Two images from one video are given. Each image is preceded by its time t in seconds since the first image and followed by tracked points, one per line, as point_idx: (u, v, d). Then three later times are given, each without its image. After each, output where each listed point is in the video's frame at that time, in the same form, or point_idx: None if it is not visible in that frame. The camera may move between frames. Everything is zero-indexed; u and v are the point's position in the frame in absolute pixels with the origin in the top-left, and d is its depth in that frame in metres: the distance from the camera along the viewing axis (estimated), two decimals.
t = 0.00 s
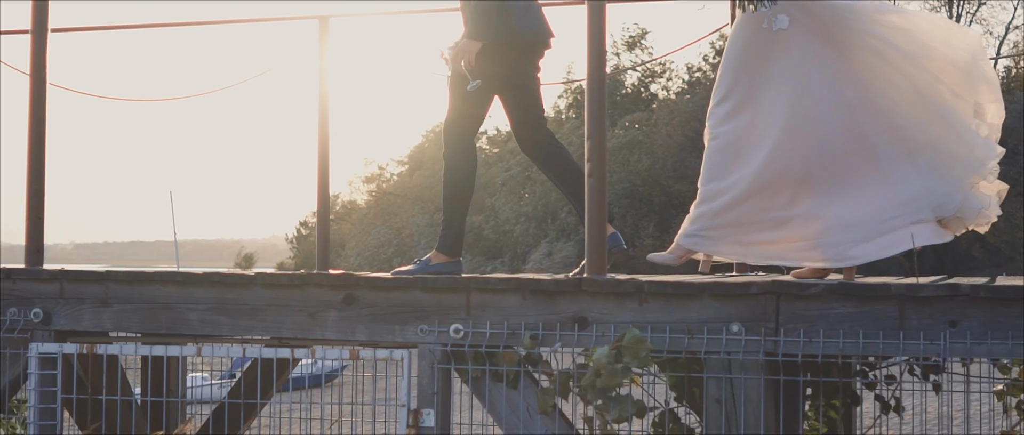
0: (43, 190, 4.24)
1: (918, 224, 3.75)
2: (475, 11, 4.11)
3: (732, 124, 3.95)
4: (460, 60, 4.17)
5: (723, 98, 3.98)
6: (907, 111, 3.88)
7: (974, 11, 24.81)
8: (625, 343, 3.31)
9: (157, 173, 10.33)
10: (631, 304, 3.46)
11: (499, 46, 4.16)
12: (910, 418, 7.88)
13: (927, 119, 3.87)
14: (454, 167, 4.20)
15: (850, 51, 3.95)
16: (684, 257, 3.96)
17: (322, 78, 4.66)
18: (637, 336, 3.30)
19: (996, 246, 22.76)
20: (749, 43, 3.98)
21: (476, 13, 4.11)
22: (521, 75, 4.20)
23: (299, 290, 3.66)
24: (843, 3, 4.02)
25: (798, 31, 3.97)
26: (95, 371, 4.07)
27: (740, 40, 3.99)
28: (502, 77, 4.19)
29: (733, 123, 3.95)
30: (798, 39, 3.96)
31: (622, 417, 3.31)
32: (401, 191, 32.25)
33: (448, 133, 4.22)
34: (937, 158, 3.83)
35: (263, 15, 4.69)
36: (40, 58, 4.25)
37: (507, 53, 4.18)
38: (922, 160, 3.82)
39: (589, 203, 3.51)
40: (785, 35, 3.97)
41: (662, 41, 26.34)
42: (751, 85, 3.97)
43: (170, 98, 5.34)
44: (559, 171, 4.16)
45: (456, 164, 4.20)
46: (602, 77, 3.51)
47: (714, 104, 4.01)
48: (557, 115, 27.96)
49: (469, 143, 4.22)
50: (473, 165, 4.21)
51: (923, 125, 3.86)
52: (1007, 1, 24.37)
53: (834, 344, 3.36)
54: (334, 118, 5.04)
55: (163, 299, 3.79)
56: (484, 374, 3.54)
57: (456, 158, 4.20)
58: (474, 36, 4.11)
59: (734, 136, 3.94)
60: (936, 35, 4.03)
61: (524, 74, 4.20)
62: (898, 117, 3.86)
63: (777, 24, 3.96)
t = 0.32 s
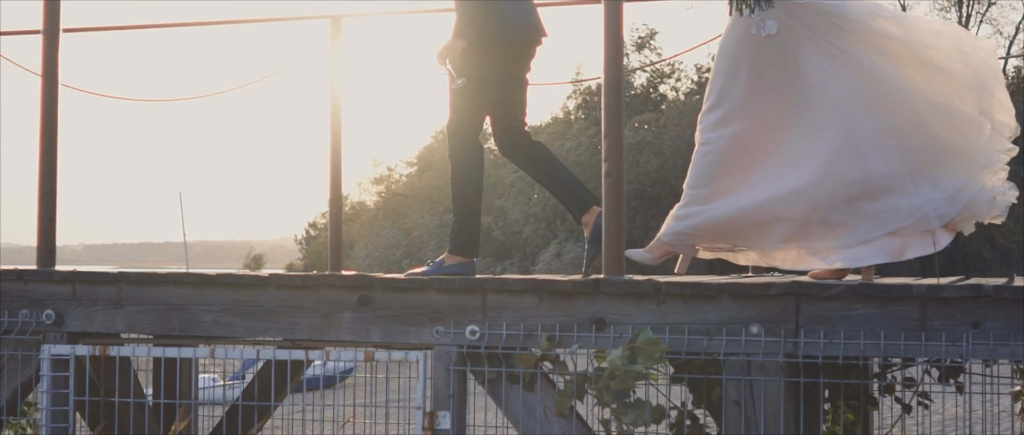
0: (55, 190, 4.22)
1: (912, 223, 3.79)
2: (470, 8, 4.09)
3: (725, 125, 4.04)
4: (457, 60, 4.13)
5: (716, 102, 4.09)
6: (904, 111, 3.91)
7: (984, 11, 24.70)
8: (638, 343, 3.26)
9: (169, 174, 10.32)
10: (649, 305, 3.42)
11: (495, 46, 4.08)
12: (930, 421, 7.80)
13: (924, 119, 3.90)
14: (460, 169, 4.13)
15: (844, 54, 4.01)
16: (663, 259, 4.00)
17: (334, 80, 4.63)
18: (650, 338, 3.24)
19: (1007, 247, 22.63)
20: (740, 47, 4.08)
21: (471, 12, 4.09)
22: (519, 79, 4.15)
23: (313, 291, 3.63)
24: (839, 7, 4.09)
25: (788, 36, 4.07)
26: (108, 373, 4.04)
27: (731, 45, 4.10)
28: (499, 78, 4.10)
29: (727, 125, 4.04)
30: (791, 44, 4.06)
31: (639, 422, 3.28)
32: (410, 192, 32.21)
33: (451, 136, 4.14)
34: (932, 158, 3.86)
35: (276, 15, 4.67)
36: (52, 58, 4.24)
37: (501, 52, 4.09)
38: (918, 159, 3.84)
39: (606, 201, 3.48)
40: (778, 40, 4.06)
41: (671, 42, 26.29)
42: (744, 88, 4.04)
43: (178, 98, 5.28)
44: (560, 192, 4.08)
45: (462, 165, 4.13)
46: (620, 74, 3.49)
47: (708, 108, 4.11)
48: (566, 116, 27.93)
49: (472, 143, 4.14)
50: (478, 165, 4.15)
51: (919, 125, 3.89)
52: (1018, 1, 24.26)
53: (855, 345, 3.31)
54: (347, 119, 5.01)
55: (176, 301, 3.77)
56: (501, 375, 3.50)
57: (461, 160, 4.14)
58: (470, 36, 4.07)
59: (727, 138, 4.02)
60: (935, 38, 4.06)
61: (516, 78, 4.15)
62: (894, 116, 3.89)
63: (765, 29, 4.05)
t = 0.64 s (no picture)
0: (68, 190, 4.19)
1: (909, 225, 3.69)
2: (466, 7, 4.06)
3: (716, 132, 3.89)
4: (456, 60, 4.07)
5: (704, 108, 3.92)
6: (899, 113, 3.79)
7: (996, 10, 24.56)
8: (659, 341, 3.23)
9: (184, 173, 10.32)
10: (669, 305, 3.38)
11: (495, 43, 4.01)
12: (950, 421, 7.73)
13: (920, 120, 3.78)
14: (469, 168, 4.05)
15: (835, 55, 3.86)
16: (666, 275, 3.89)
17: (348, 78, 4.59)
18: (671, 335, 3.21)
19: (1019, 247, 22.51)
20: (727, 52, 3.92)
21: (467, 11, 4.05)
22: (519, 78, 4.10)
23: (329, 291, 3.60)
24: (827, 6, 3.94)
25: (776, 38, 3.92)
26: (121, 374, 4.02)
27: (717, 49, 3.94)
28: (501, 77, 4.05)
29: (717, 133, 3.89)
30: (778, 46, 3.92)
31: (660, 422, 3.21)
32: (420, 192, 32.20)
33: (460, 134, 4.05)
34: (930, 159, 3.72)
35: (289, 13, 4.63)
36: (66, 58, 4.22)
37: (501, 51, 4.02)
38: (915, 162, 3.71)
39: (626, 199, 3.44)
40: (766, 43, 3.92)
41: (681, 41, 26.22)
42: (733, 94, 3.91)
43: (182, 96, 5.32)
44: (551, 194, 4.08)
45: (471, 165, 4.06)
46: (638, 68, 3.45)
47: (696, 114, 3.95)
48: (576, 116, 27.89)
49: (482, 141, 4.04)
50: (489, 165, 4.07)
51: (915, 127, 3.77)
52: None
53: (878, 346, 3.26)
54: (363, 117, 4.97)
55: (191, 301, 3.74)
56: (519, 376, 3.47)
57: (471, 160, 4.05)
58: (466, 35, 4.02)
59: (718, 145, 3.88)
60: (929, 35, 3.92)
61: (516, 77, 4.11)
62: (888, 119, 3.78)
63: (752, 33, 3.91)
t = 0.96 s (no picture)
0: (83, 191, 4.18)
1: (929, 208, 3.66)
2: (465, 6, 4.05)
3: (712, 131, 3.89)
4: (458, 59, 4.04)
5: (697, 108, 3.94)
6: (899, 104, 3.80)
7: (1008, 9, 24.41)
8: (683, 342, 3.18)
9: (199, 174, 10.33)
10: (691, 306, 3.33)
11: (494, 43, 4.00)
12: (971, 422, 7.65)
13: (921, 110, 3.79)
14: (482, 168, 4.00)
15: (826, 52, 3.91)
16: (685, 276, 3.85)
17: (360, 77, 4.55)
18: (695, 336, 3.16)
19: None
20: (718, 53, 3.98)
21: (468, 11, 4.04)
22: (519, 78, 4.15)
23: (346, 292, 3.57)
24: (816, 7, 4.01)
25: (767, 37, 3.97)
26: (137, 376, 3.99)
27: (706, 51, 3.99)
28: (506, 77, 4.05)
29: (716, 130, 3.89)
30: (770, 45, 3.96)
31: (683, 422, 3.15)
32: (431, 192, 32.19)
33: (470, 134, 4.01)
34: (936, 144, 3.71)
35: (303, 12, 4.61)
36: (79, 58, 4.20)
37: (504, 52, 4.03)
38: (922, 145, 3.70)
39: (646, 198, 3.40)
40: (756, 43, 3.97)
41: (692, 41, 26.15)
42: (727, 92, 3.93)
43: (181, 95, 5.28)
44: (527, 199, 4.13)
45: (484, 166, 4.00)
46: (658, 60, 3.41)
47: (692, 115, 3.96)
48: (587, 116, 27.85)
49: (491, 141, 4.00)
50: (500, 164, 4.02)
51: (917, 115, 3.78)
52: None
53: (903, 347, 3.20)
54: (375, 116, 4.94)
55: (207, 302, 3.71)
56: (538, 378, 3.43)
57: (483, 160, 4.00)
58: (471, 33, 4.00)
59: (718, 142, 3.87)
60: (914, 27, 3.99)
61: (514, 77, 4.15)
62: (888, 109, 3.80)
63: (744, 33, 3.96)
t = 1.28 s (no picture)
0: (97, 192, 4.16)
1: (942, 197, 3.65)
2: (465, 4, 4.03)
3: (716, 132, 3.81)
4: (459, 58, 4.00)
5: (699, 110, 3.87)
6: (900, 96, 3.78)
7: (1021, 8, 24.26)
8: (699, 346, 3.12)
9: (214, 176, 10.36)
10: (712, 308, 3.28)
11: (494, 40, 3.96)
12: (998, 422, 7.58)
13: (924, 99, 3.76)
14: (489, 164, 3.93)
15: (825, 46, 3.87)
16: (703, 279, 3.81)
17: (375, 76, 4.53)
18: (711, 339, 3.10)
19: None
20: (714, 54, 3.91)
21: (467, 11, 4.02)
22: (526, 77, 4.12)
23: (363, 294, 3.54)
24: (810, 1, 3.97)
25: (764, 34, 3.92)
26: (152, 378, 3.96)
27: (702, 52, 3.92)
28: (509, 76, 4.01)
29: (720, 130, 3.81)
30: (767, 44, 3.91)
31: (702, 427, 3.11)
32: (441, 192, 32.20)
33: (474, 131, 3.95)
34: (942, 132, 3.68)
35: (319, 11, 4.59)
36: (93, 59, 4.18)
37: (507, 50, 3.99)
38: (929, 137, 3.69)
39: (667, 200, 3.35)
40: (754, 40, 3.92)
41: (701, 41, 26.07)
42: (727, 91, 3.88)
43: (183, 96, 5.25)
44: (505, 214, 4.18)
45: (489, 161, 3.93)
46: (680, 63, 3.37)
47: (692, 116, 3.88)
48: (599, 116, 27.83)
49: (497, 137, 3.94)
50: (509, 160, 3.95)
51: (920, 106, 3.75)
52: None
53: (927, 349, 3.13)
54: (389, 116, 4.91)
55: (222, 304, 3.68)
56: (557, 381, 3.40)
57: (489, 155, 3.93)
58: (471, 33, 3.98)
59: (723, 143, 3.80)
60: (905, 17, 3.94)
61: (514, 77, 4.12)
62: (891, 101, 3.77)
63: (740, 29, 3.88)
